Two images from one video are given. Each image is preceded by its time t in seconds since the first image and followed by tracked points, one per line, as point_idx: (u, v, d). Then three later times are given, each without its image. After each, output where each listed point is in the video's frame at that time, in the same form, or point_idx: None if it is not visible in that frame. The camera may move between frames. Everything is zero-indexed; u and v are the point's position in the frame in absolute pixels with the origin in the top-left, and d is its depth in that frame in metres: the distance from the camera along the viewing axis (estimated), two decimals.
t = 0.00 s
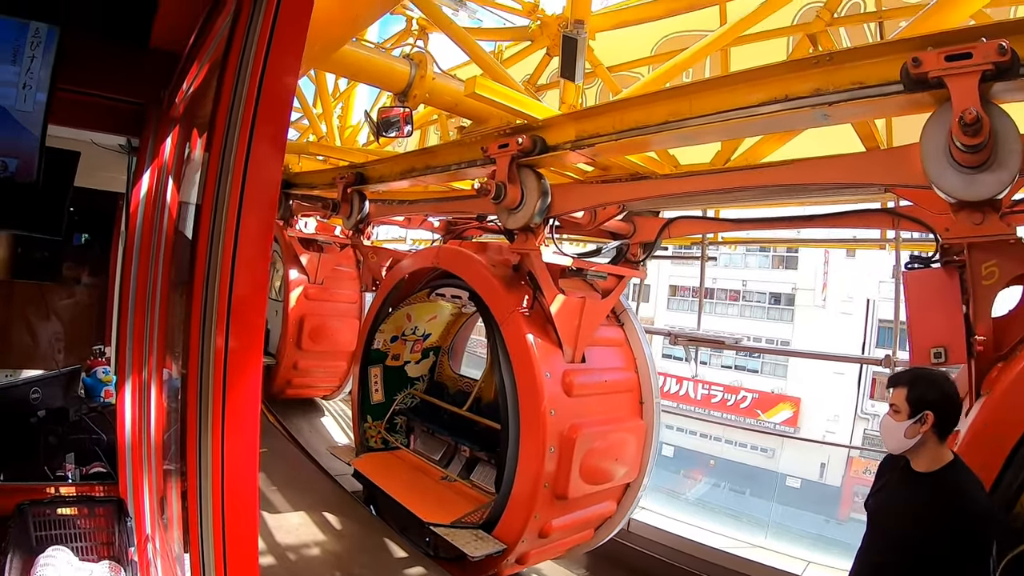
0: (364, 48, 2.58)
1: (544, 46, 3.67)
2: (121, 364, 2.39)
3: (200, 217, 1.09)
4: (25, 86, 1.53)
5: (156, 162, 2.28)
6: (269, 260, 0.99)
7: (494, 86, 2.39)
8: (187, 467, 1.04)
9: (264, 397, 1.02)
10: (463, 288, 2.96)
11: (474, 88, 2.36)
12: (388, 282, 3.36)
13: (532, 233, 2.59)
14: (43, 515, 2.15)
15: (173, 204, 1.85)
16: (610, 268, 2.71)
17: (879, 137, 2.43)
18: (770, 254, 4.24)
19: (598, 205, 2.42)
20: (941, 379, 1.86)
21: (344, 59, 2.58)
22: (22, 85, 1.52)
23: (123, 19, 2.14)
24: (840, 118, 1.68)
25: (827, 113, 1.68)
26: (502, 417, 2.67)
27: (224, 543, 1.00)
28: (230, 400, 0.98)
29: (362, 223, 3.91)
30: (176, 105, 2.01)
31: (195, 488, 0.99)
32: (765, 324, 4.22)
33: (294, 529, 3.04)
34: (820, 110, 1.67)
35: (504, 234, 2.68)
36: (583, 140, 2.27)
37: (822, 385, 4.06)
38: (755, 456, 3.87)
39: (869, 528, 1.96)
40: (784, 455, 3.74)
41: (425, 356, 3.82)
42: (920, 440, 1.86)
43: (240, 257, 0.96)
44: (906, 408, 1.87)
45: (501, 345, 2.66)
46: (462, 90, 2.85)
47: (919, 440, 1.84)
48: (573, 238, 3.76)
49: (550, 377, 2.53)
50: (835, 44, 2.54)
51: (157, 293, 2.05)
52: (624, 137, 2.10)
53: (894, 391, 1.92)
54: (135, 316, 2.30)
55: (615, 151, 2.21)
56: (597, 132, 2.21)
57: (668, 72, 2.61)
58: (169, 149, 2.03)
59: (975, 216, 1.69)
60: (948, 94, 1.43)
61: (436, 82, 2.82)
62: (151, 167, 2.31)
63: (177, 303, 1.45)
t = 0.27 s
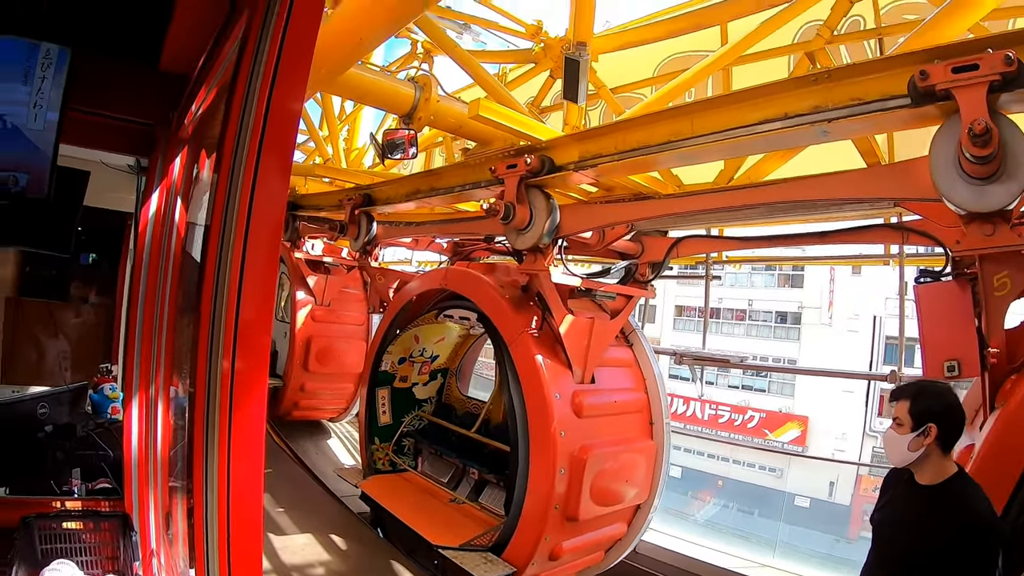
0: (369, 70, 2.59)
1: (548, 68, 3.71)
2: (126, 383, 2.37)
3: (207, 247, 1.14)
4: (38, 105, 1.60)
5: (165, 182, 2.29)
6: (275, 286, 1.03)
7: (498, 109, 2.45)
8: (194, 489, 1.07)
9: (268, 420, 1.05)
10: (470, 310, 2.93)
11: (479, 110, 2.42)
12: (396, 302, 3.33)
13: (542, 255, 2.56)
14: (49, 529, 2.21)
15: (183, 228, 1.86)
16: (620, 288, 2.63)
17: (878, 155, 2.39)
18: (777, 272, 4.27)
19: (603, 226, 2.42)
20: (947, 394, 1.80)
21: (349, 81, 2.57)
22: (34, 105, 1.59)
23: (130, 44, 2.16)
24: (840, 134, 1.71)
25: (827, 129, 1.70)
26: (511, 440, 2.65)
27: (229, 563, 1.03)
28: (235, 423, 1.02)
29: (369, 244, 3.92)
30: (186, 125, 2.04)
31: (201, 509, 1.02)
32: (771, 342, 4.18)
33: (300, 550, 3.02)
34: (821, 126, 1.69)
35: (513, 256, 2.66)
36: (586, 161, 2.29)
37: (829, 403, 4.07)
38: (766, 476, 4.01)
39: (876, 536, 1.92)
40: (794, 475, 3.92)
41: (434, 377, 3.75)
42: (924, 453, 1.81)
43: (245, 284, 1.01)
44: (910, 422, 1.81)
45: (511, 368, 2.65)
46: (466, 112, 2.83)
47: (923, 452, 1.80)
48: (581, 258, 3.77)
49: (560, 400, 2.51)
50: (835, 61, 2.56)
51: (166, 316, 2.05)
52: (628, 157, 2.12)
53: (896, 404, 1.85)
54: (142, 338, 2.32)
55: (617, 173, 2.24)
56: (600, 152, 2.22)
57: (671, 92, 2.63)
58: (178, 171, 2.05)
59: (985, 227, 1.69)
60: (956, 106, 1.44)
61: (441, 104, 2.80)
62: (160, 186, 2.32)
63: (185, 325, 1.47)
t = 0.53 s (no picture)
0: (384, 98, 2.61)
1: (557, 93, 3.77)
2: (153, 406, 2.38)
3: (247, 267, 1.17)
4: (63, 130, 1.75)
5: (190, 208, 2.31)
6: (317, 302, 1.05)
7: (513, 132, 2.50)
8: (235, 510, 1.08)
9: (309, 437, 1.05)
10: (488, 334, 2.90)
11: (493, 136, 2.46)
12: (415, 329, 3.29)
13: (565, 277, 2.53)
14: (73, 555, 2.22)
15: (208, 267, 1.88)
16: (642, 308, 2.56)
17: (889, 166, 2.39)
18: (790, 291, 4.34)
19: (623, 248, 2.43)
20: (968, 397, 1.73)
21: (365, 109, 2.59)
22: (60, 130, 1.73)
23: (155, 75, 2.19)
24: (851, 148, 1.76)
25: (839, 142, 1.75)
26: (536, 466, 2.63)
27: None
28: (277, 440, 1.03)
29: (388, 271, 3.94)
30: (212, 151, 2.08)
31: (245, 529, 1.03)
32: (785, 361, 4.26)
33: None
34: (834, 140, 1.74)
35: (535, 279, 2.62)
36: (601, 183, 2.33)
37: (849, 420, 4.00)
38: (784, 496, 4.11)
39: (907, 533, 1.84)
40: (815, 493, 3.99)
41: (454, 405, 3.76)
42: (950, 460, 1.74)
43: (287, 299, 1.04)
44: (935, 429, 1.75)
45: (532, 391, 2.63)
46: (481, 137, 2.88)
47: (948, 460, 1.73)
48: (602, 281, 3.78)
49: (587, 423, 2.49)
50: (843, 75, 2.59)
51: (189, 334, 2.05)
52: (645, 177, 2.15)
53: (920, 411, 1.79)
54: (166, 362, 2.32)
55: (634, 194, 2.27)
56: (614, 174, 2.26)
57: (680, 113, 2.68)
58: (203, 198, 2.07)
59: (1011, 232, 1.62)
60: (977, 112, 1.48)
61: (456, 130, 2.83)
62: (186, 212, 2.34)
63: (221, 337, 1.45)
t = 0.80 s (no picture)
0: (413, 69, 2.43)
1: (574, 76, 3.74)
2: (189, 388, 2.26)
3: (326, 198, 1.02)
4: (93, 96, 1.82)
5: (226, 178, 2.23)
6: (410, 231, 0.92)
7: (542, 108, 2.50)
8: (318, 469, 0.96)
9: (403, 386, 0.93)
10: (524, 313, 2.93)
11: (522, 112, 2.47)
12: (442, 318, 3.44)
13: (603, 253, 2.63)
14: (109, 547, 2.13)
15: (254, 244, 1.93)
16: (677, 286, 2.68)
17: (917, 130, 2.43)
18: (807, 274, 4.46)
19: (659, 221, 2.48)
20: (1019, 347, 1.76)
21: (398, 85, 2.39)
22: (89, 97, 1.80)
23: (186, 41, 2.13)
24: (887, 111, 1.73)
25: (874, 106, 1.72)
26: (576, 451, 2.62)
27: (364, 552, 0.91)
28: (369, 388, 0.90)
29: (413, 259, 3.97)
30: (249, 119, 2.04)
31: (333, 490, 0.91)
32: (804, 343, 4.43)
33: None
34: (868, 103, 1.72)
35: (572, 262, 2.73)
36: (632, 157, 2.35)
37: (866, 401, 4.26)
38: (805, 480, 4.19)
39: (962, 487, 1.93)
40: (836, 477, 4.09)
41: (484, 392, 3.81)
42: (1008, 413, 1.79)
43: (380, 227, 0.91)
44: (991, 381, 1.80)
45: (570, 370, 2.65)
46: (509, 115, 2.74)
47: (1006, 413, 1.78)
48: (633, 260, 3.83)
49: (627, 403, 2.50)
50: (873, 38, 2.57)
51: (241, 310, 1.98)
52: (676, 149, 2.16)
53: (976, 364, 1.85)
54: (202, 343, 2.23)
55: (671, 163, 2.29)
56: (646, 147, 2.28)
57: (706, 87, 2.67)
58: (242, 169, 2.05)
59: None
60: None
61: (483, 109, 2.70)
62: (221, 184, 2.25)
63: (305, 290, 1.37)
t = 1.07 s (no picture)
0: None
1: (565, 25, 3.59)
2: (188, 327, 2.19)
3: (341, 123, 1.02)
4: (78, 21, 1.76)
5: (220, 106, 2.17)
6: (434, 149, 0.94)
7: (537, 47, 2.47)
8: (341, 386, 0.96)
9: (427, 299, 0.94)
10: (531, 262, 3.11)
11: (518, 51, 2.43)
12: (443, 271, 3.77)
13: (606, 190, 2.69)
14: (109, 499, 2.05)
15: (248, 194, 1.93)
16: (684, 228, 2.73)
17: (916, 64, 2.43)
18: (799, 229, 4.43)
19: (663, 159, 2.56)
20: None
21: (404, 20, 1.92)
22: (76, 21, 1.75)
23: None
24: (889, 40, 1.69)
25: (876, 35, 1.68)
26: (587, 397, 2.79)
27: (392, 462, 0.92)
28: (394, 300, 0.91)
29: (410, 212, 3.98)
30: (244, 41, 1.96)
31: (358, 401, 0.92)
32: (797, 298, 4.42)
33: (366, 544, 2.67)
34: (870, 33, 1.67)
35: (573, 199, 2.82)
36: (631, 94, 2.36)
37: (860, 354, 4.31)
38: (800, 434, 4.20)
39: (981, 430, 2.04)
40: (832, 430, 4.01)
41: (485, 346, 4.22)
42: None
43: (403, 142, 0.92)
44: (1007, 300, 2.02)
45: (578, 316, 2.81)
46: (503, 56, 2.59)
47: None
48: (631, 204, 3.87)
49: (636, 349, 2.66)
50: None
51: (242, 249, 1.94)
52: (674, 85, 2.14)
53: (991, 284, 2.05)
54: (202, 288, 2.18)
55: (668, 98, 2.28)
56: (644, 84, 2.28)
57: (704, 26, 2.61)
58: (237, 95, 1.98)
59: None
60: None
61: (477, 49, 2.55)
62: (215, 112, 2.19)
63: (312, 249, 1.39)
